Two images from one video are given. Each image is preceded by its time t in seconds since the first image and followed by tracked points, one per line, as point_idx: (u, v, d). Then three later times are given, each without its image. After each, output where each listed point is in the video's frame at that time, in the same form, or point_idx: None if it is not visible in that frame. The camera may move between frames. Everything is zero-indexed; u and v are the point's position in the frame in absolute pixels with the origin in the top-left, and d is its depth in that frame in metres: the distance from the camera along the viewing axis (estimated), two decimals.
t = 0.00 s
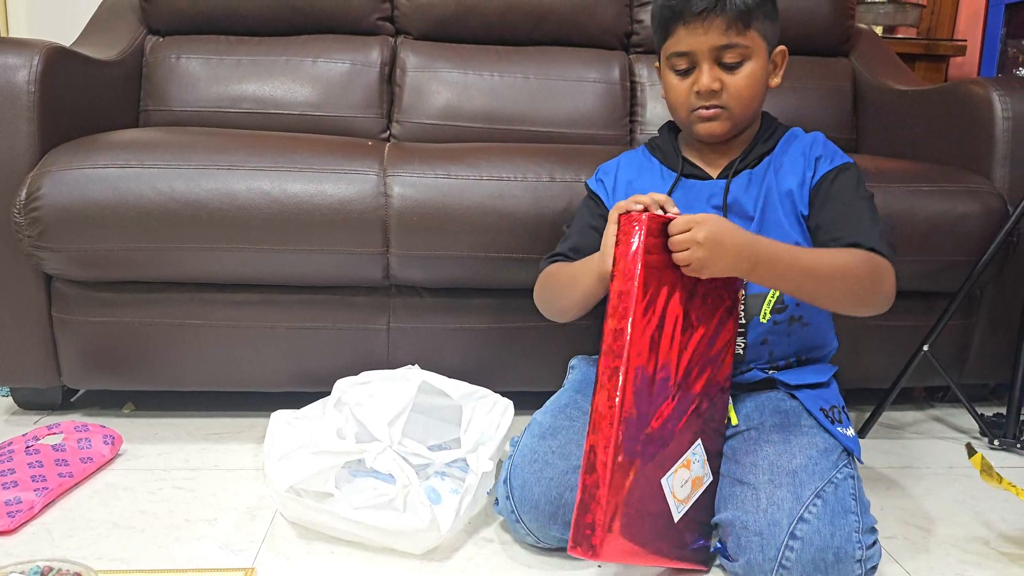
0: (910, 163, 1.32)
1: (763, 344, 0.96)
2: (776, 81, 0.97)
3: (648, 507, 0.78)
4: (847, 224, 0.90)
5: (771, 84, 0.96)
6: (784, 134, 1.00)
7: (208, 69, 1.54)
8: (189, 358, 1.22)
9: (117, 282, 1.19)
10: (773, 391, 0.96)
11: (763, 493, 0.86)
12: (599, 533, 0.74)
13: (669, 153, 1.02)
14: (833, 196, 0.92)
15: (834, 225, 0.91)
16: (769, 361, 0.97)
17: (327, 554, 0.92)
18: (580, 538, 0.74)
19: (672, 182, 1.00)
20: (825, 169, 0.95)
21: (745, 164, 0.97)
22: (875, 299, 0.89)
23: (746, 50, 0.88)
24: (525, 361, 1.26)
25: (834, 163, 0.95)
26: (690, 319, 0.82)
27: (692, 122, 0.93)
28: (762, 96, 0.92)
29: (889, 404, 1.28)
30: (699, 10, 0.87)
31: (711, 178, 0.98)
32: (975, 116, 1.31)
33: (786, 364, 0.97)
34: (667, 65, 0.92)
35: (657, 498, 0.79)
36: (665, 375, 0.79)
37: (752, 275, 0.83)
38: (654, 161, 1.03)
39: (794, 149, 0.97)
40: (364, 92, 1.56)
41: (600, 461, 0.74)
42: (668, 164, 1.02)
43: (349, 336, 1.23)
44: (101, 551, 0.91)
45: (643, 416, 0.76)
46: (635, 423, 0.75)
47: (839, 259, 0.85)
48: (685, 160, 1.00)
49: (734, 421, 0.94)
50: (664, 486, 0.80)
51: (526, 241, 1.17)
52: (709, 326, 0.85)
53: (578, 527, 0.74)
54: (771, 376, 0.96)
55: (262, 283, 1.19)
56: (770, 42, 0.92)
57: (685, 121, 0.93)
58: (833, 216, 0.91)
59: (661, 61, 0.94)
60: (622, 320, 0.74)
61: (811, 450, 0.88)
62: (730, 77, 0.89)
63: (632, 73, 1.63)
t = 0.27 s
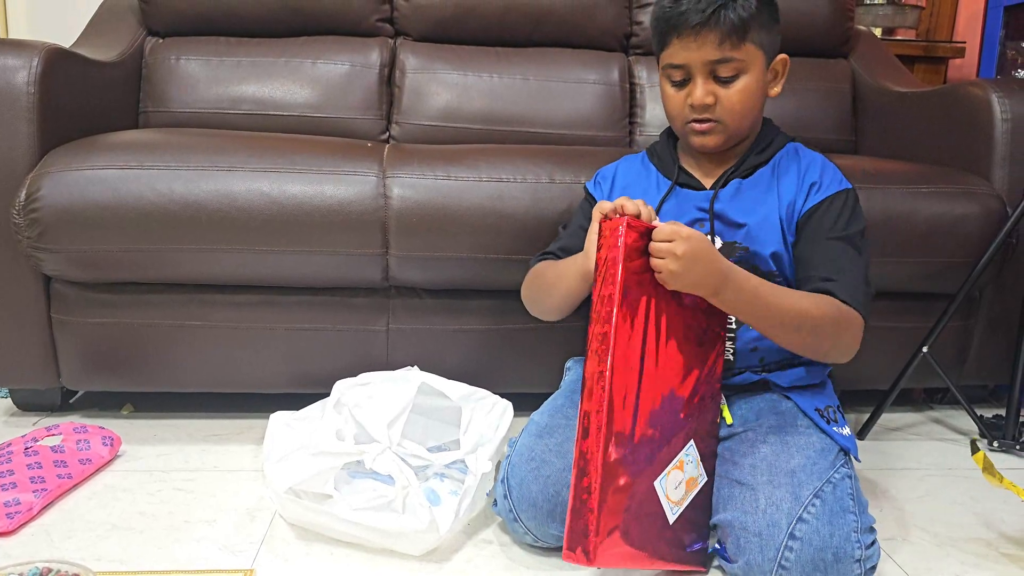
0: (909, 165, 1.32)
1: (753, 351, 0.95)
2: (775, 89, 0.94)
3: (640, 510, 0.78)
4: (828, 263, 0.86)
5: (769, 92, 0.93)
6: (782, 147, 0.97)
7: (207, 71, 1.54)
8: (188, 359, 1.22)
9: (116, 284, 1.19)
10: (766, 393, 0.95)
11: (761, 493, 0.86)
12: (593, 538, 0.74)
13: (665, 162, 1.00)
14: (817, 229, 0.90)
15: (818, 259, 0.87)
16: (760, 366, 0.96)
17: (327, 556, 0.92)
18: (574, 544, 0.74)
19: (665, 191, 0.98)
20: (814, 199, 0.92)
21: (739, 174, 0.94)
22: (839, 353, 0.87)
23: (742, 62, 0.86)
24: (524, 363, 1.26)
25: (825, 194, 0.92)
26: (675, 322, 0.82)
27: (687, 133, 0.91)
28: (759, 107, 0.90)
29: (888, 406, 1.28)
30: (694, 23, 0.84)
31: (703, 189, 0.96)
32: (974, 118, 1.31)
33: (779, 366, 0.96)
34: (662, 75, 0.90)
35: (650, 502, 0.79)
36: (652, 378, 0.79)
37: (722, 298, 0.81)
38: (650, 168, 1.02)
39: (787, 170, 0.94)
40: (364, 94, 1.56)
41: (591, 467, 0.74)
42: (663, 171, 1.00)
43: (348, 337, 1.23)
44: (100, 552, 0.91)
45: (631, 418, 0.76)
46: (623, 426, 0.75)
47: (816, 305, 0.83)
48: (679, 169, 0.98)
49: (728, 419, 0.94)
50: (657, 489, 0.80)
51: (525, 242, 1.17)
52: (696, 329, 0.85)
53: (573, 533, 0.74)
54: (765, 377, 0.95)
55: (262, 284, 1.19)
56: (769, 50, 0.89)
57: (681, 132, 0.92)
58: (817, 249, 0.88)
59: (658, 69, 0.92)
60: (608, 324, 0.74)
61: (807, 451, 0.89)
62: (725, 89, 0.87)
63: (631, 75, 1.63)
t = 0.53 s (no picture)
0: (910, 166, 1.32)
1: (745, 357, 0.93)
2: (789, 93, 0.92)
3: (632, 512, 0.78)
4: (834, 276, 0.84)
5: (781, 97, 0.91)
6: (789, 152, 0.95)
7: (209, 72, 1.54)
8: (188, 360, 1.22)
9: (117, 284, 1.19)
10: (759, 401, 0.95)
11: (757, 500, 0.86)
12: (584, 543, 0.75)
13: (667, 155, 0.99)
14: (815, 242, 0.88)
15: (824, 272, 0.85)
16: (750, 373, 0.94)
17: (328, 557, 0.92)
18: (570, 548, 0.76)
19: (663, 188, 0.97)
20: (813, 210, 0.89)
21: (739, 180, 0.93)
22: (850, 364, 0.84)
23: (750, 69, 0.84)
24: (525, 364, 1.26)
25: (825, 204, 0.89)
26: (668, 327, 0.82)
27: (691, 135, 0.90)
28: (768, 114, 0.88)
29: (889, 407, 1.28)
30: (701, 26, 0.82)
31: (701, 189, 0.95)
32: (975, 119, 1.31)
33: (770, 374, 0.95)
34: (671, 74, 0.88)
35: (648, 508, 0.80)
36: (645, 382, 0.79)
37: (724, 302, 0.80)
38: (652, 163, 1.01)
39: (789, 178, 0.93)
40: (365, 94, 1.56)
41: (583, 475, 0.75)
42: (664, 166, 0.99)
43: (348, 338, 1.23)
44: (100, 553, 0.91)
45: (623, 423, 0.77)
46: (615, 433, 0.76)
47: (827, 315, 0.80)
48: (680, 166, 0.98)
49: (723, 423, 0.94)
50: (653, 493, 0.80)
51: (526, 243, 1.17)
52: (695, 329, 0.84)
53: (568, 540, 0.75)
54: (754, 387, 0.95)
55: (263, 285, 1.19)
56: (782, 55, 0.87)
57: (686, 133, 0.91)
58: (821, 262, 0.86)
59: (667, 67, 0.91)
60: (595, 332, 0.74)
61: (802, 455, 0.88)
62: (730, 96, 0.85)
63: (632, 76, 1.63)
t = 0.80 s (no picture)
0: (911, 166, 1.32)
1: (760, 362, 0.93)
2: (776, 89, 0.92)
3: (647, 519, 0.77)
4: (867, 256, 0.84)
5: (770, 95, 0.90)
6: (784, 144, 0.95)
7: (210, 71, 1.54)
8: (190, 359, 1.22)
9: (119, 284, 1.19)
10: (770, 402, 0.94)
11: (763, 501, 0.86)
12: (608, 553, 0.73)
13: (666, 172, 0.98)
14: (839, 226, 0.88)
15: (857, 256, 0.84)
16: (764, 378, 0.94)
17: (329, 556, 0.92)
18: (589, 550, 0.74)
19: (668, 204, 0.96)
20: (830, 193, 0.89)
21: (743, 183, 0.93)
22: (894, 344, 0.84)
23: (741, 74, 0.83)
24: (526, 363, 1.26)
25: (841, 185, 0.89)
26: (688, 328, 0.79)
27: (684, 142, 0.89)
28: (760, 113, 0.88)
29: (892, 407, 1.28)
30: (691, 35, 0.81)
31: (708, 199, 0.94)
32: (976, 119, 1.31)
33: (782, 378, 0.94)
34: (658, 83, 0.87)
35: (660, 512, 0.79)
36: (663, 388, 0.77)
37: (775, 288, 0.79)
38: (651, 178, 0.99)
39: (799, 169, 0.93)
40: (366, 94, 1.56)
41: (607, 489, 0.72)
42: (664, 182, 0.98)
43: (350, 338, 1.23)
44: (103, 552, 0.91)
45: (644, 433, 0.75)
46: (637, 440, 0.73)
47: (874, 295, 0.80)
48: (682, 180, 0.96)
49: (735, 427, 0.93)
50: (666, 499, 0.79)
51: (528, 243, 1.17)
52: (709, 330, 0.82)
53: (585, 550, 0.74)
54: (765, 391, 0.94)
55: (264, 284, 1.19)
56: (770, 53, 0.87)
57: (677, 140, 0.90)
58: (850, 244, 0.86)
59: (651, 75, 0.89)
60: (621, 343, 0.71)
61: (809, 456, 0.88)
62: (723, 101, 0.85)
63: (633, 76, 1.63)
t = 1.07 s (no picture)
0: (912, 167, 1.32)
1: (763, 370, 0.95)
2: (783, 92, 0.92)
3: (638, 514, 0.77)
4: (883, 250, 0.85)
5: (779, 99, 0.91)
6: (791, 150, 0.95)
7: (210, 73, 1.54)
8: (189, 361, 1.22)
9: (119, 286, 1.19)
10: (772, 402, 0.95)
11: (762, 498, 0.86)
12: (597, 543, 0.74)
13: (671, 170, 0.98)
14: (851, 230, 0.88)
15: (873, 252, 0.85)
16: (766, 378, 0.95)
17: (328, 558, 0.92)
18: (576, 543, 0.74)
19: (673, 202, 0.96)
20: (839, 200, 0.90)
21: (750, 185, 0.93)
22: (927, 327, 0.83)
23: (754, 77, 0.83)
24: (527, 365, 1.26)
25: (849, 190, 0.90)
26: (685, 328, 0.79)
27: (694, 145, 0.89)
28: (769, 117, 0.89)
29: (892, 408, 1.28)
30: (705, 40, 0.82)
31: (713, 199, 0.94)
32: (977, 120, 1.31)
33: (785, 377, 0.95)
34: (669, 85, 0.87)
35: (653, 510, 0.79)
36: (659, 382, 0.77)
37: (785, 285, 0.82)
38: (654, 177, 0.99)
39: (805, 174, 0.93)
40: (366, 95, 1.56)
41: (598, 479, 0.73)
42: (669, 182, 0.98)
43: (350, 340, 1.23)
44: (102, 554, 0.91)
45: (638, 426, 0.75)
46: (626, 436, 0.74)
47: (884, 276, 0.80)
48: (687, 179, 0.96)
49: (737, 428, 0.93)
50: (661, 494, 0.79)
51: (527, 244, 1.17)
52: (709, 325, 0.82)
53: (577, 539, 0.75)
54: (770, 389, 0.95)
55: (264, 286, 1.19)
56: (779, 55, 0.87)
57: (687, 143, 0.90)
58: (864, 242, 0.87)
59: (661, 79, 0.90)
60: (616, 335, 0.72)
61: (810, 455, 0.88)
62: (735, 104, 0.85)
63: (633, 78, 1.63)
